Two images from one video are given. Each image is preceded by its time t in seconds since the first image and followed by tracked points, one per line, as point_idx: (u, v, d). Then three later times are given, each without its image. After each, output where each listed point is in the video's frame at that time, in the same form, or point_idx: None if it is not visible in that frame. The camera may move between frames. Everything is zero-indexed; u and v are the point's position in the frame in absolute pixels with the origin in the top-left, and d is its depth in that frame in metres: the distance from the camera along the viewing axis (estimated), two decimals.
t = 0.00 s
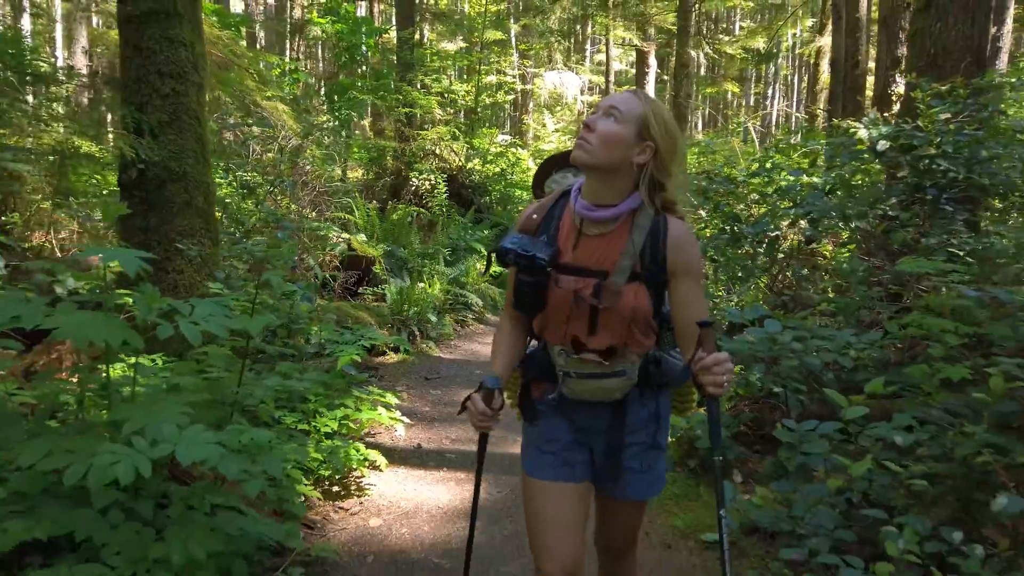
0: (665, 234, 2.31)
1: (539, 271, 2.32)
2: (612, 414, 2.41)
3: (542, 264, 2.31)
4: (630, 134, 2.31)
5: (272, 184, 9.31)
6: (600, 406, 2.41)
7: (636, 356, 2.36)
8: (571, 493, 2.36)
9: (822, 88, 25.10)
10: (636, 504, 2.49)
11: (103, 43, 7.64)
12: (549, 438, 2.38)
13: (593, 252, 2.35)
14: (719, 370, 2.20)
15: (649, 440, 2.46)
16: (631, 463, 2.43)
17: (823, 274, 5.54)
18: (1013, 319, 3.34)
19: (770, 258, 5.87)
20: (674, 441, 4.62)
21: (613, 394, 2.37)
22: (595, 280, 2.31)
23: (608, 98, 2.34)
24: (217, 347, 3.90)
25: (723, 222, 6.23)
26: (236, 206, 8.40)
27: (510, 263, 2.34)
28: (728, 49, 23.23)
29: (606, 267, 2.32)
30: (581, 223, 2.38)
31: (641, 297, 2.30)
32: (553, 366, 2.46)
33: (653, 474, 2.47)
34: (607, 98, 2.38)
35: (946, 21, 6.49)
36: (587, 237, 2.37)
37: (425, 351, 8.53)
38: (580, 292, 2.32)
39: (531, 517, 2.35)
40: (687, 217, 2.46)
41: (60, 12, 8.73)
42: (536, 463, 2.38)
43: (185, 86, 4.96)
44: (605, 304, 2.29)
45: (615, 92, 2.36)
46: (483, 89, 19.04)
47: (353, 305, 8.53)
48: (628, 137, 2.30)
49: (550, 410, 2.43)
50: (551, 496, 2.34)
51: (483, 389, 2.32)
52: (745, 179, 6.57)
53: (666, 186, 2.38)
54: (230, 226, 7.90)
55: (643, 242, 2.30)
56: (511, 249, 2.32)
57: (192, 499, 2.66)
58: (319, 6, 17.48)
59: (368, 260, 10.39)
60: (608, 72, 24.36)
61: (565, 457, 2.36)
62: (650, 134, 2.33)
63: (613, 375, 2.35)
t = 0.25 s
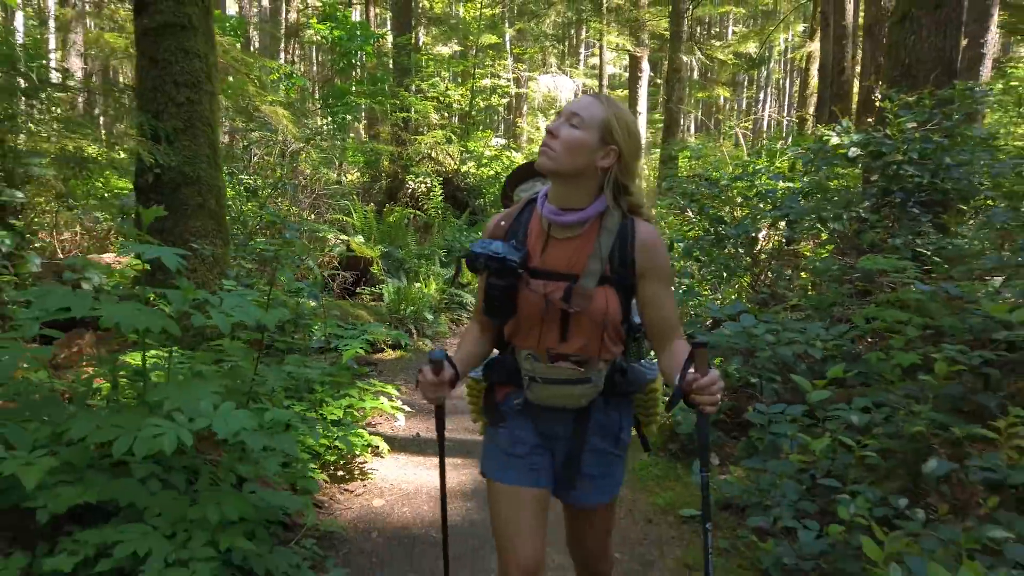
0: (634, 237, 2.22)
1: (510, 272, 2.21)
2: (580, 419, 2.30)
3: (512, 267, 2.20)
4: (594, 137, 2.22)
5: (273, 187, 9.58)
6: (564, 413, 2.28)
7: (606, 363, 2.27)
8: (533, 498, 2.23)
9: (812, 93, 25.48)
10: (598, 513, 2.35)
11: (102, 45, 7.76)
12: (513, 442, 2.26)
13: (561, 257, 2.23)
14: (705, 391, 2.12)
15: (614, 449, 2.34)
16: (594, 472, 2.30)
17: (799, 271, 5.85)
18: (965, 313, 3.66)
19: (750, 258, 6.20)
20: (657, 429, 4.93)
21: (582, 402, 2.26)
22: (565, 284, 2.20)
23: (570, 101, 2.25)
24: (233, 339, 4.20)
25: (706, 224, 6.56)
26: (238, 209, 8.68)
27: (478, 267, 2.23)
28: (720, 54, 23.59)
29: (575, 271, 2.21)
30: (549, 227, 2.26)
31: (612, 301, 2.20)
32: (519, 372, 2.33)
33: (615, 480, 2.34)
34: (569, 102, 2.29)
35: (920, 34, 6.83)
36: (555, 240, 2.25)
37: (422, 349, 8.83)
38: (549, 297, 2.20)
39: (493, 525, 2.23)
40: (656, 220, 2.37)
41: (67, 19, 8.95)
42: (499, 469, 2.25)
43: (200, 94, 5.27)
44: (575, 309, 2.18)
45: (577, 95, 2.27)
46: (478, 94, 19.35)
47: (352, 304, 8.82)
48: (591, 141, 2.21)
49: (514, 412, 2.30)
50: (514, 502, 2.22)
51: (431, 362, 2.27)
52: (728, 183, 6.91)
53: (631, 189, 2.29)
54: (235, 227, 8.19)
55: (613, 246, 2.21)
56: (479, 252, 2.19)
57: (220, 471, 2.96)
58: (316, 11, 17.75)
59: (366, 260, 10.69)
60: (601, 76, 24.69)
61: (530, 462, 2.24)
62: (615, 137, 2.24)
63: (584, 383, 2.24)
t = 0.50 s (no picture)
0: (594, 223, 2.28)
1: (474, 260, 2.22)
2: (544, 404, 2.30)
3: (475, 255, 2.22)
4: (557, 124, 2.25)
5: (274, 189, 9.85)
6: (531, 399, 2.30)
7: (572, 347, 2.28)
8: (499, 493, 2.34)
9: (803, 96, 25.80)
10: (570, 492, 2.25)
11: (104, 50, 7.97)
12: (475, 440, 2.32)
13: (524, 244, 2.25)
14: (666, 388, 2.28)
15: (581, 430, 2.30)
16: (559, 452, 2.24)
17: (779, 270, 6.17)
18: (922, 306, 3.97)
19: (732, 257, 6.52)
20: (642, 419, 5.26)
21: (550, 385, 2.24)
22: (529, 271, 2.21)
23: (535, 88, 2.27)
24: (244, 332, 4.48)
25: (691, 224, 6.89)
26: (243, 209, 8.95)
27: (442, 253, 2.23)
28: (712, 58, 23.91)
29: (539, 258, 2.22)
30: (511, 213, 2.29)
31: (574, 286, 2.23)
32: (484, 359, 2.33)
33: (585, 459, 2.27)
34: (530, 89, 2.31)
35: (895, 45, 7.16)
36: (518, 228, 2.28)
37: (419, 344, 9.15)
38: (512, 283, 2.22)
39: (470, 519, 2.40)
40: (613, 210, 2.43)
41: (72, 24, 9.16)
42: (464, 468, 2.34)
43: (210, 101, 5.55)
44: (539, 295, 2.20)
45: (541, 82, 2.30)
46: (473, 96, 19.62)
47: (352, 301, 9.11)
48: (553, 129, 2.24)
49: (476, 408, 2.34)
50: (482, 498, 2.35)
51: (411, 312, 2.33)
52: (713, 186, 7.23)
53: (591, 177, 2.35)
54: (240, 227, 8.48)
55: (574, 232, 2.24)
56: (442, 242, 2.20)
57: (238, 448, 3.25)
58: (315, 17, 18.04)
59: (365, 260, 10.96)
60: (595, 79, 25.01)
61: (491, 460, 2.31)
62: (578, 125, 2.26)
63: (548, 367, 2.22)
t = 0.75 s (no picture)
0: (558, 236, 2.31)
1: (438, 283, 2.21)
2: (518, 414, 2.32)
3: (441, 279, 2.21)
4: (517, 140, 2.29)
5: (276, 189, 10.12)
6: (508, 411, 2.32)
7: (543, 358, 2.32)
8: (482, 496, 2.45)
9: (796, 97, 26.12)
10: (539, 501, 2.24)
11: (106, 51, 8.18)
12: (456, 450, 2.39)
13: (489, 261, 2.29)
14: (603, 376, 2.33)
15: (552, 435, 2.32)
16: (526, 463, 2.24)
17: (763, 267, 6.48)
18: (888, 301, 4.27)
19: (718, 256, 6.83)
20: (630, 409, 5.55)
21: (523, 395, 2.26)
22: (495, 288, 2.26)
23: (492, 108, 2.33)
24: (254, 325, 4.76)
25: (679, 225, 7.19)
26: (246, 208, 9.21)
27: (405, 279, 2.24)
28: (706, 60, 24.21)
29: (504, 274, 2.27)
30: (474, 231, 2.32)
31: (540, 299, 2.27)
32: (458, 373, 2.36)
33: (552, 462, 2.28)
34: (487, 109, 2.35)
35: (875, 52, 7.45)
36: (482, 245, 2.31)
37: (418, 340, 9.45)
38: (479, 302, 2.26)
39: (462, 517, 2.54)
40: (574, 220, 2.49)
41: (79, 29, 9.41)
42: (451, 475, 2.45)
43: (217, 104, 5.80)
44: (506, 312, 2.23)
45: (498, 101, 2.35)
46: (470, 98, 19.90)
47: (353, 298, 9.39)
48: (513, 147, 2.28)
49: (455, 420, 2.39)
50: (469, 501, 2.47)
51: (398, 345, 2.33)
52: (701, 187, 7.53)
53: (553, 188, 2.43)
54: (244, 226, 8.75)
55: (538, 247, 2.27)
56: (405, 268, 2.18)
57: (253, 429, 3.54)
58: (313, 19, 18.28)
59: (365, 258, 11.25)
60: (590, 81, 25.32)
61: (472, 467, 2.39)
62: (537, 142, 2.33)
63: (519, 379, 2.24)
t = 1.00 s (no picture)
0: (537, 245, 2.38)
1: (406, 284, 2.33)
2: (494, 433, 2.42)
3: (412, 281, 2.33)
4: (499, 144, 2.39)
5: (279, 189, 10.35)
6: (483, 430, 2.43)
7: (517, 373, 2.39)
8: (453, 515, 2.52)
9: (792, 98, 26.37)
10: (510, 523, 2.32)
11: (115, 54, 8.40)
12: (431, 463, 2.50)
13: (463, 267, 2.38)
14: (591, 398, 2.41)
15: (525, 454, 2.40)
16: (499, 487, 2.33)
17: (747, 268, 6.73)
18: (861, 296, 4.57)
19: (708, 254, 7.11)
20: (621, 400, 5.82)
21: (497, 414, 2.36)
22: (468, 294, 2.35)
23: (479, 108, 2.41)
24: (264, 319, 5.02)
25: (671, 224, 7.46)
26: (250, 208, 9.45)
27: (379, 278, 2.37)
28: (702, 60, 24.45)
29: (478, 280, 2.36)
30: (452, 236, 2.43)
31: (515, 310, 2.35)
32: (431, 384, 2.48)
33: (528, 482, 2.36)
34: (474, 108, 2.45)
35: (860, 59, 7.69)
36: (458, 252, 2.40)
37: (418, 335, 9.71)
38: (451, 306, 2.36)
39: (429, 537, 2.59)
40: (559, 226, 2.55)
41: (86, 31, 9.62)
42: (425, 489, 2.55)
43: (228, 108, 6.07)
44: (477, 318, 2.32)
45: (484, 103, 2.45)
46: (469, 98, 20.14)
47: (355, 294, 9.64)
48: (495, 149, 2.37)
49: (432, 433, 2.51)
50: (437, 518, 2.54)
51: (360, 383, 2.30)
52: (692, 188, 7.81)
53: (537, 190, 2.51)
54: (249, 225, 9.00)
55: (515, 253, 2.36)
56: (375, 267, 2.31)
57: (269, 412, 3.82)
58: (313, 19, 18.46)
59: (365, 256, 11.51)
60: (588, 81, 25.55)
61: (446, 487, 2.48)
62: (521, 144, 2.43)
63: (491, 394, 2.34)
